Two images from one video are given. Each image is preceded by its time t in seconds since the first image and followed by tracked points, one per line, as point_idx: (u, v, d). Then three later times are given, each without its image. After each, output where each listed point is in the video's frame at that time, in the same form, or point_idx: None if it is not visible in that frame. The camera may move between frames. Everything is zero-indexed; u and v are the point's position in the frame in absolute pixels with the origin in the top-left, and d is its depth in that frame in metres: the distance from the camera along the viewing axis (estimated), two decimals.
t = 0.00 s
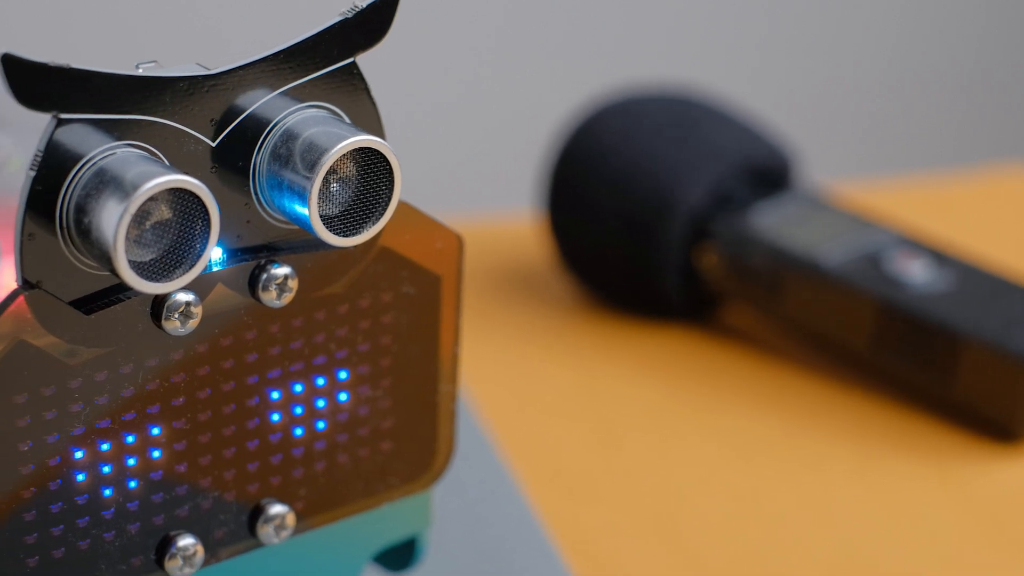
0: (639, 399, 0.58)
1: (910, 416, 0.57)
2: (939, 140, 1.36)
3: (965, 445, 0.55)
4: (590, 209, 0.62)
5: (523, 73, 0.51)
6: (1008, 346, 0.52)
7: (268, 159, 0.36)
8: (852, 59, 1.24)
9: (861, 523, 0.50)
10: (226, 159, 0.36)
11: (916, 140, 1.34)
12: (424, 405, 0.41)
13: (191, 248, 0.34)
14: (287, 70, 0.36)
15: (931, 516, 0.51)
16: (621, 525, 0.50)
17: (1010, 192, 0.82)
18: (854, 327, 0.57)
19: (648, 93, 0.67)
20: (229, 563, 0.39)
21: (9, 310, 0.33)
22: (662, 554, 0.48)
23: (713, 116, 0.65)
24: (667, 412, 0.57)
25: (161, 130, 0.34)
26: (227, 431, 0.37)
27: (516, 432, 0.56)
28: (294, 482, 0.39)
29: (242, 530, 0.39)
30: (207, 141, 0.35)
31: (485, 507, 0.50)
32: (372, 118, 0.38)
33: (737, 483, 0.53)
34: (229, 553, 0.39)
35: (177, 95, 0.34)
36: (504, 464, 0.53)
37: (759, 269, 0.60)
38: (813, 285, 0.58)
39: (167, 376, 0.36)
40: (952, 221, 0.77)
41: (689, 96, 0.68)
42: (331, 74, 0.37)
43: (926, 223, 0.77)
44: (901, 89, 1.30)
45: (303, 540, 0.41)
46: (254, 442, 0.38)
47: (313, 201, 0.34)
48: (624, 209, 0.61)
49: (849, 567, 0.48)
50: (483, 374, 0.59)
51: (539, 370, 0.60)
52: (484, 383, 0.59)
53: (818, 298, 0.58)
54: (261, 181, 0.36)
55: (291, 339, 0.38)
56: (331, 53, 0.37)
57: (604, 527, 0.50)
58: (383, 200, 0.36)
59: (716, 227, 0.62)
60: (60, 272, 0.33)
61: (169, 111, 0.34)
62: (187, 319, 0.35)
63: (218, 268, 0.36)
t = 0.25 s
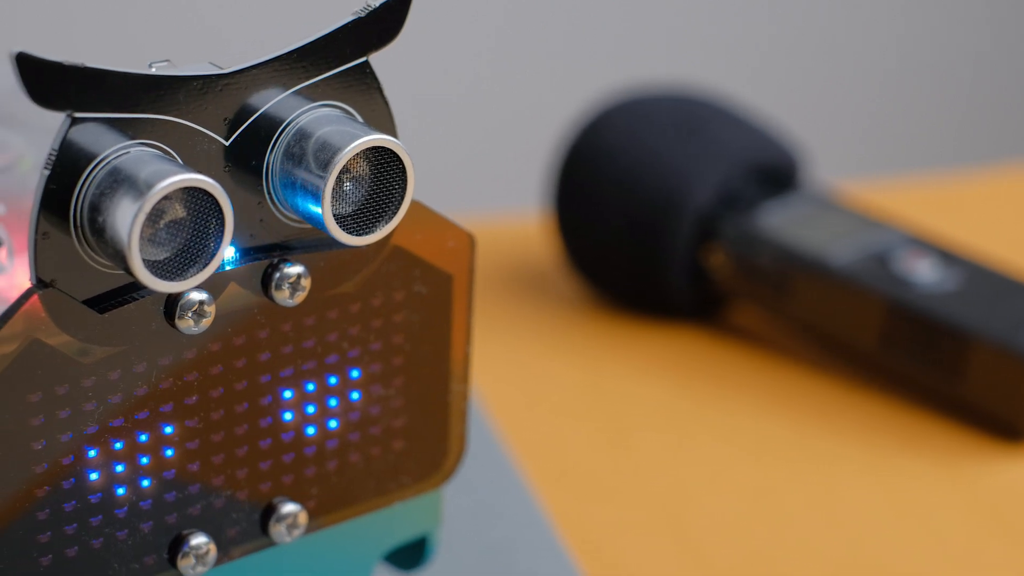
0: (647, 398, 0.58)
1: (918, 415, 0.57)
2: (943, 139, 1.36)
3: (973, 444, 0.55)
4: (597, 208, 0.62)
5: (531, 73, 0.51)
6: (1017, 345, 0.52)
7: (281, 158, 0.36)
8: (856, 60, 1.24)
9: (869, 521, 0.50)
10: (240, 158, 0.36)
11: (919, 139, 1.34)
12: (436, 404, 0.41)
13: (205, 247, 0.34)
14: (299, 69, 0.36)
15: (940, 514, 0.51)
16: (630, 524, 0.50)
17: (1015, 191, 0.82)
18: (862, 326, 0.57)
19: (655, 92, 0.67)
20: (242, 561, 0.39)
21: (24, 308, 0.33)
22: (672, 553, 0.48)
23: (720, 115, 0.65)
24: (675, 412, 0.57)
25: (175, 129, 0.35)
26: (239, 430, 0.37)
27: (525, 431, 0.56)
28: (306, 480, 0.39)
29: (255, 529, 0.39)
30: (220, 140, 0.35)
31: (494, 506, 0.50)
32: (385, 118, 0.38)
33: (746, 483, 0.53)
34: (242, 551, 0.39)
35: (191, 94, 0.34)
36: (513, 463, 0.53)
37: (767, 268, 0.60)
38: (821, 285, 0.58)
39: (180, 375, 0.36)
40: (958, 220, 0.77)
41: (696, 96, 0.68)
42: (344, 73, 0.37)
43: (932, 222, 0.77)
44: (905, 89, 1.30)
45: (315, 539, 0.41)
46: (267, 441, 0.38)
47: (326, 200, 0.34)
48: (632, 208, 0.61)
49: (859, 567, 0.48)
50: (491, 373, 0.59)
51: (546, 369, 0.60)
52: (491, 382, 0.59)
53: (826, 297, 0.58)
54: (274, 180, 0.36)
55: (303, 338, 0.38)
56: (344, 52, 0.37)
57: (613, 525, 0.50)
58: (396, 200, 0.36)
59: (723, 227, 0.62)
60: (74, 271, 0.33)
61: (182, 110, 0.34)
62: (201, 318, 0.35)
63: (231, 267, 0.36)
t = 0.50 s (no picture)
0: (655, 398, 0.58)
1: (925, 415, 0.58)
2: (946, 139, 1.36)
3: (981, 444, 0.56)
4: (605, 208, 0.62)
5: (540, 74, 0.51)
6: None
7: (294, 157, 0.36)
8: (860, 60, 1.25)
9: (877, 521, 0.50)
10: (253, 156, 0.36)
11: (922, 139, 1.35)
12: (448, 403, 0.41)
13: (220, 246, 0.34)
14: (313, 68, 0.36)
15: (948, 514, 0.51)
16: (639, 524, 0.50)
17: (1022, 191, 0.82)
18: (870, 325, 0.57)
19: (663, 92, 0.67)
20: (254, 560, 0.39)
21: (38, 307, 0.33)
22: (681, 552, 0.48)
23: (727, 115, 0.65)
24: (683, 411, 0.57)
25: (189, 128, 0.35)
26: (252, 429, 0.38)
27: (533, 430, 0.56)
28: (318, 479, 0.39)
29: (267, 528, 0.39)
30: (234, 139, 0.35)
31: (503, 505, 0.50)
32: (397, 117, 0.38)
33: (754, 482, 0.53)
34: (254, 550, 0.39)
35: (204, 93, 0.35)
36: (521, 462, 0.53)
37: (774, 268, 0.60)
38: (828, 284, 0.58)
39: (193, 374, 0.36)
40: (965, 220, 0.77)
41: (703, 96, 0.68)
42: (357, 72, 0.37)
43: (938, 221, 0.77)
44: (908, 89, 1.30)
45: (327, 538, 0.41)
46: (279, 440, 0.38)
47: (340, 199, 0.34)
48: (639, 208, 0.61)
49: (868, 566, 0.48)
50: (499, 373, 0.59)
51: (553, 369, 0.60)
52: (499, 382, 0.59)
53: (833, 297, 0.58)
54: (287, 179, 0.36)
55: (316, 337, 0.38)
56: (357, 51, 0.37)
57: (622, 525, 0.50)
58: (408, 199, 0.36)
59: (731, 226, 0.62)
60: (88, 270, 0.33)
61: (196, 109, 0.34)
62: (214, 316, 0.35)
63: (245, 266, 0.36)
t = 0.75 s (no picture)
0: (662, 397, 0.59)
1: (933, 414, 0.58)
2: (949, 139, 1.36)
3: (989, 443, 0.56)
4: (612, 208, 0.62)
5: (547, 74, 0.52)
6: None
7: (307, 156, 0.36)
8: (863, 60, 1.25)
9: (886, 519, 0.51)
10: (266, 156, 0.36)
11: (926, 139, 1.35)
12: (459, 402, 0.41)
13: (233, 245, 0.34)
14: (326, 67, 0.36)
15: (956, 513, 0.51)
16: (647, 523, 0.50)
17: None
18: (878, 325, 0.57)
19: (670, 92, 0.68)
20: (266, 558, 0.39)
21: (52, 306, 0.33)
22: (691, 551, 0.48)
23: (735, 115, 0.65)
24: (691, 410, 0.58)
25: (202, 127, 0.35)
26: (264, 428, 0.38)
27: (541, 430, 0.56)
28: (330, 478, 0.39)
29: (279, 527, 0.39)
30: (247, 138, 0.36)
31: (512, 505, 0.50)
32: (410, 116, 0.38)
33: (762, 481, 0.53)
34: (266, 549, 0.39)
35: (218, 92, 0.35)
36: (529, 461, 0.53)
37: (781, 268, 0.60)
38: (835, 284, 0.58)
39: (207, 373, 0.36)
40: (972, 220, 0.77)
41: (710, 95, 0.68)
42: (370, 71, 0.37)
43: (946, 221, 0.77)
44: (912, 89, 1.30)
45: (339, 537, 0.41)
46: (292, 439, 0.38)
47: (353, 198, 0.34)
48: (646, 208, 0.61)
49: (877, 564, 0.48)
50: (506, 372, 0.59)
51: (560, 368, 0.61)
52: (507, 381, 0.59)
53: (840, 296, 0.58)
54: (300, 178, 0.36)
55: (328, 336, 0.38)
56: (370, 50, 0.37)
57: (630, 524, 0.50)
58: (421, 198, 0.36)
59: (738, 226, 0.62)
60: (102, 269, 0.33)
61: (210, 108, 0.35)
62: (227, 315, 0.35)
63: (258, 265, 0.36)
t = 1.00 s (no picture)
0: (669, 396, 0.59)
1: (940, 413, 0.58)
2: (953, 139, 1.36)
3: (997, 442, 0.56)
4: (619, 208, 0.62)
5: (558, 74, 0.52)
6: None
7: (320, 155, 0.36)
8: (866, 61, 1.25)
9: (894, 518, 0.51)
10: (279, 155, 0.36)
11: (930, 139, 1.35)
12: (471, 401, 0.41)
13: (247, 244, 0.34)
14: (339, 66, 0.36)
15: (965, 512, 0.51)
16: (656, 522, 0.50)
17: None
18: (886, 324, 0.58)
19: (677, 92, 0.68)
20: (279, 557, 0.39)
21: (66, 305, 0.33)
22: (700, 550, 0.49)
23: (741, 115, 0.65)
24: (699, 410, 0.58)
25: (216, 126, 0.35)
26: (277, 427, 0.38)
27: (549, 429, 0.56)
28: (342, 477, 0.39)
29: (291, 525, 0.39)
30: (260, 137, 0.36)
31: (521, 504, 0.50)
32: (422, 115, 0.38)
33: (770, 480, 0.53)
34: (279, 548, 0.39)
35: (232, 91, 0.35)
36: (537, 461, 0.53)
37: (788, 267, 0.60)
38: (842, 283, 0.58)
39: (220, 371, 0.36)
40: (978, 219, 0.77)
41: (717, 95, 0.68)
42: (383, 70, 0.37)
43: (952, 221, 0.77)
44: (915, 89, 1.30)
45: (351, 535, 0.41)
46: (304, 438, 0.38)
47: (366, 197, 0.34)
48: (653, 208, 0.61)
49: (887, 564, 0.48)
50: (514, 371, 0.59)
51: (568, 368, 0.61)
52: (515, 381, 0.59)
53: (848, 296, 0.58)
54: (313, 177, 0.36)
55: (340, 335, 0.38)
56: (383, 49, 0.37)
57: (639, 523, 0.50)
58: (434, 197, 0.36)
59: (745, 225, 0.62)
60: (116, 268, 0.34)
61: (223, 107, 0.35)
62: (241, 314, 0.35)
63: (271, 264, 0.36)
